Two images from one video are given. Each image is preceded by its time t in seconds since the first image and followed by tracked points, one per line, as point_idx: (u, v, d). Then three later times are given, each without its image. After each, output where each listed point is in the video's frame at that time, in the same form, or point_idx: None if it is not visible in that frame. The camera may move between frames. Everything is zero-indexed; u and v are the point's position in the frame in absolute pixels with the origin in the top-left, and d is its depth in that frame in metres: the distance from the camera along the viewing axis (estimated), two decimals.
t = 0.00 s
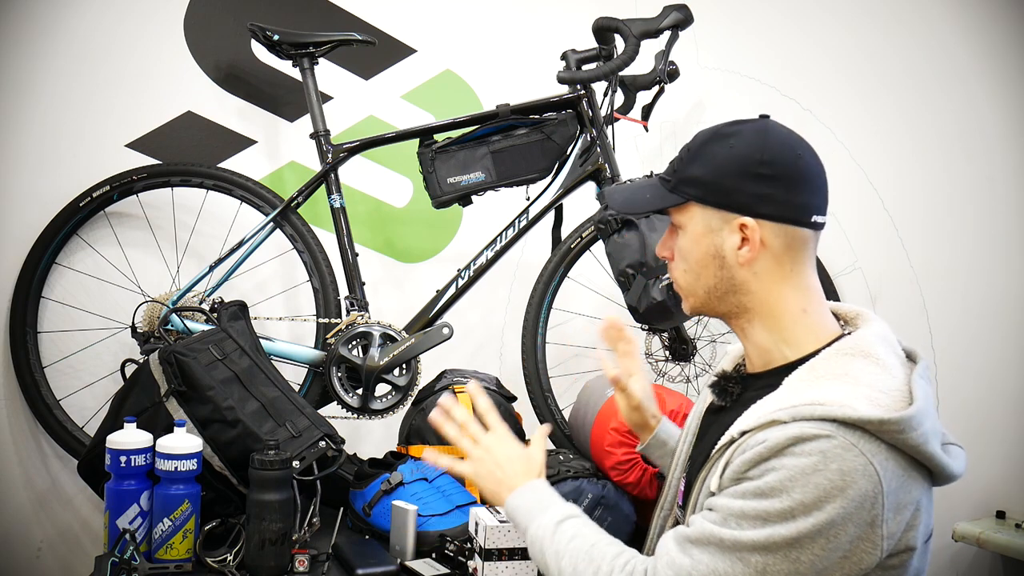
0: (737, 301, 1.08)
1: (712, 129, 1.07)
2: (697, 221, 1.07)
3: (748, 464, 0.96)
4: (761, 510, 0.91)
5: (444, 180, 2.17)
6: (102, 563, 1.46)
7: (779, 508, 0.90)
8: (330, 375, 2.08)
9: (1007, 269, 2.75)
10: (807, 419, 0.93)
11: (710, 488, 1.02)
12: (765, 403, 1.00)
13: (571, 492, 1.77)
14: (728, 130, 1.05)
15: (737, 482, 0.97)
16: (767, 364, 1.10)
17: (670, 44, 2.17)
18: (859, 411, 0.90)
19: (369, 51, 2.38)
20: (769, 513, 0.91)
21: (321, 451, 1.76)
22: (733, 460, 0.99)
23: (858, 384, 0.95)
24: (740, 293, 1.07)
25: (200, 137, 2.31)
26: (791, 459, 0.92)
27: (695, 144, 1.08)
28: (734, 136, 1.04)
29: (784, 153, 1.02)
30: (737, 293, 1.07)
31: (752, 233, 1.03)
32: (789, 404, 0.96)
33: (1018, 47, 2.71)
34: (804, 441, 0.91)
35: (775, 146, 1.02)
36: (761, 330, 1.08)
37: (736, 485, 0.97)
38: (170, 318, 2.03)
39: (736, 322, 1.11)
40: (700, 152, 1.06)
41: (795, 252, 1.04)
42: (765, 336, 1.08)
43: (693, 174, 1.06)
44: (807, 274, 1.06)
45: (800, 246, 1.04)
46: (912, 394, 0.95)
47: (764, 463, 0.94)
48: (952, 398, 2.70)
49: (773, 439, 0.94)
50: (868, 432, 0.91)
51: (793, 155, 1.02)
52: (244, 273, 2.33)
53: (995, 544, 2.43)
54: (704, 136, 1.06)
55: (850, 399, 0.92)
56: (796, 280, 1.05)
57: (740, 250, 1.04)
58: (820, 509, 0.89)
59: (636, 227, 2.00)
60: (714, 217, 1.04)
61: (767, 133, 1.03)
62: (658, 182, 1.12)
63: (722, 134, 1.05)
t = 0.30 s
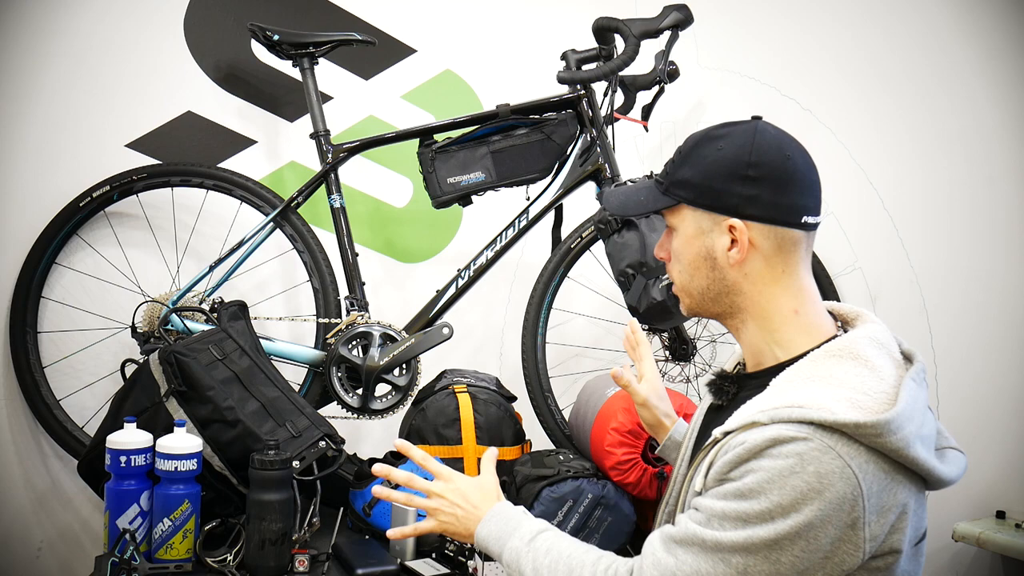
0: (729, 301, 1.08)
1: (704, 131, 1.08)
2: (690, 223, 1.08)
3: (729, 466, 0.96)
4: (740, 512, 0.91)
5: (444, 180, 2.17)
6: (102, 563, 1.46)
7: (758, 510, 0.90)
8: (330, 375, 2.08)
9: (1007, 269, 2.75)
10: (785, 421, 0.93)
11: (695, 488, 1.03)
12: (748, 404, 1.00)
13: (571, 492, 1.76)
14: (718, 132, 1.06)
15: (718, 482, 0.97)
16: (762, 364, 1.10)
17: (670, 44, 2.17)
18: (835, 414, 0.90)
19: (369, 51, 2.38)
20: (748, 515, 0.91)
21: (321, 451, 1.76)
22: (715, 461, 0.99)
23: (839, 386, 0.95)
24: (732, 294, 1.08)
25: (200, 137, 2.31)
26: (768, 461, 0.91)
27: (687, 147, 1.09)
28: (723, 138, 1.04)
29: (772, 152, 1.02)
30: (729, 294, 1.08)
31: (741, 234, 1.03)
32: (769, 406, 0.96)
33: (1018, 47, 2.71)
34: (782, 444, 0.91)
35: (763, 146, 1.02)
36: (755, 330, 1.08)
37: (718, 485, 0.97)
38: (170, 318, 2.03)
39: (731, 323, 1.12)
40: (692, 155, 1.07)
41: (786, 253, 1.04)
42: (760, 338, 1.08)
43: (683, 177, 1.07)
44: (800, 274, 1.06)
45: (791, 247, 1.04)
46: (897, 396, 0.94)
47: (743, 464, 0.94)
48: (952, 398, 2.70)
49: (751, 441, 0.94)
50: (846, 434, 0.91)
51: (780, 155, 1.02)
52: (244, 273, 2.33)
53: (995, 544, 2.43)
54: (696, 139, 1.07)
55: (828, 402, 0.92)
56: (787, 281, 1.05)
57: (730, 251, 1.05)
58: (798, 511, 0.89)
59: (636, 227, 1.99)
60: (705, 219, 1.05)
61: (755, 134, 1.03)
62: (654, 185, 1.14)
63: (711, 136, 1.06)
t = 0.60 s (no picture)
0: (725, 301, 1.09)
1: (704, 131, 1.08)
2: (686, 223, 1.08)
3: (739, 475, 0.95)
4: (759, 523, 0.90)
5: (444, 180, 2.17)
6: (102, 563, 1.46)
7: (776, 519, 0.89)
8: (330, 375, 2.08)
9: (1008, 270, 2.75)
10: (790, 420, 0.94)
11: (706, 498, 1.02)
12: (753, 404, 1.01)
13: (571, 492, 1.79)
14: (718, 131, 1.05)
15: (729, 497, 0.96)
16: (757, 364, 1.10)
17: (670, 44, 2.17)
18: (838, 411, 0.91)
19: (369, 51, 2.38)
20: (767, 526, 0.90)
21: (321, 451, 1.76)
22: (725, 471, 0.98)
23: (839, 382, 0.95)
24: (727, 294, 1.08)
25: (200, 137, 2.31)
26: (775, 465, 0.91)
27: (687, 145, 1.09)
28: (723, 138, 1.04)
29: (771, 154, 1.01)
30: (725, 294, 1.08)
31: (737, 235, 1.04)
32: (773, 404, 0.97)
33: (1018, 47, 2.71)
34: (789, 444, 0.91)
35: (763, 148, 1.02)
36: (750, 330, 1.08)
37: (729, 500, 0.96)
38: (170, 318, 2.03)
39: (727, 324, 1.12)
40: (691, 154, 1.07)
41: (782, 255, 1.04)
42: (755, 337, 1.08)
43: (682, 175, 1.07)
44: (796, 275, 1.06)
45: (786, 249, 1.04)
46: (897, 393, 0.94)
47: (753, 471, 0.94)
48: (952, 398, 2.70)
49: (758, 444, 0.94)
50: (851, 432, 0.91)
51: (780, 157, 1.01)
52: (244, 273, 2.33)
53: (995, 544, 2.42)
54: (696, 138, 1.07)
55: (832, 400, 0.92)
56: (783, 282, 1.05)
57: (726, 251, 1.05)
58: (814, 515, 0.88)
59: (637, 227, 1.99)
60: (701, 219, 1.06)
61: (756, 135, 1.02)
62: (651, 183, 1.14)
63: (712, 135, 1.05)
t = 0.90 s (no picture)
0: (717, 300, 1.09)
1: (707, 129, 1.08)
2: (681, 220, 1.10)
3: (805, 492, 0.92)
4: (860, 533, 0.86)
5: (444, 180, 2.17)
6: (102, 564, 1.46)
7: (873, 522, 0.86)
8: (330, 375, 2.08)
9: (1008, 270, 2.75)
10: (833, 413, 0.93)
11: (760, 517, 0.98)
12: (778, 403, 0.99)
13: (571, 492, 1.78)
14: (719, 130, 1.05)
15: (805, 519, 0.92)
16: (747, 363, 1.10)
17: (670, 44, 2.17)
18: (878, 396, 0.91)
19: (369, 51, 2.38)
20: (867, 532, 0.86)
21: (321, 451, 1.76)
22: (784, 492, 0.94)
23: (860, 366, 0.95)
24: (719, 292, 1.08)
25: (200, 137, 2.31)
26: (844, 468, 0.89)
27: (688, 142, 1.09)
28: (724, 136, 1.04)
29: (770, 157, 1.01)
30: (717, 291, 1.09)
31: (729, 233, 1.04)
32: (804, 398, 0.96)
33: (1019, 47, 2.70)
34: (847, 441, 0.90)
35: (762, 150, 1.01)
36: (741, 329, 1.09)
37: (807, 522, 0.91)
38: (170, 318, 2.03)
39: (720, 322, 1.12)
40: (691, 150, 1.07)
41: (774, 256, 1.04)
42: (748, 336, 1.08)
43: (681, 172, 1.08)
44: (788, 277, 1.06)
45: (779, 251, 1.04)
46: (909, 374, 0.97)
47: (820, 483, 0.91)
48: (952, 398, 2.70)
49: (815, 453, 0.91)
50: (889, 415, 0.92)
51: (779, 160, 1.01)
52: (244, 273, 2.33)
53: (995, 544, 2.42)
54: (697, 135, 1.07)
55: (865, 386, 0.93)
56: (776, 283, 1.05)
57: (719, 248, 1.06)
58: (904, 501, 0.86)
59: (637, 227, 2.00)
60: (696, 215, 1.07)
61: (756, 137, 1.02)
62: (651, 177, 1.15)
63: (713, 133, 1.05)
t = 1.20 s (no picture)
0: (721, 303, 1.09)
1: (703, 132, 1.08)
2: (683, 223, 1.09)
3: (836, 499, 0.91)
4: (896, 536, 0.86)
5: (444, 180, 2.17)
6: (102, 564, 1.46)
7: (908, 524, 0.86)
8: (330, 375, 2.08)
9: (1008, 270, 2.75)
10: (855, 416, 0.93)
11: (784, 523, 0.98)
12: (794, 407, 0.98)
13: (571, 492, 1.78)
14: (718, 133, 1.05)
15: (835, 525, 0.91)
16: (749, 366, 1.10)
17: (670, 44, 2.17)
18: (897, 397, 0.92)
19: (369, 51, 2.38)
20: (903, 535, 0.86)
21: (321, 451, 1.76)
22: (812, 499, 0.93)
23: (873, 367, 0.96)
24: (724, 296, 1.08)
25: (200, 137, 2.31)
26: (873, 472, 0.89)
27: (686, 145, 1.09)
28: (723, 139, 1.04)
29: (771, 157, 1.02)
30: (720, 295, 1.08)
31: (736, 236, 1.04)
32: (822, 402, 0.96)
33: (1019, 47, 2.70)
34: (875, 445, 0.90)
35: (763, 151, 1.02)
36: (744, 332, 1.08)
37: (838, 527, 0.91)
38: (170, 318, 2.03)
39: (721, 326, 1.11)
40: (690, 154, 1.07)
41: (779, 258, 1.04)
42: (751, 339, 1.08)
43: (682, 176, 1.07)
44: (790, 278, 1.06)
45: (783, 252, 1.04)
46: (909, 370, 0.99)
47: (851, 488, 0.90)
48: (951, 398, 2.70)
49: (844, 458, 0.91)
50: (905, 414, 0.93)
51: (780, 161, 1.02)
52: (244, 273, 2.33)
53: (995, 544, 2.43)
54: (696, 138, 1.07)
55: (881, 387, 0.93)
56: (779, 284, 1.06)
57: (724, 252, 1.05)
58: (932, 500, 0.87)
59: (637, 227, 2.00)
60: (700, 219, 1.06)
61: (756, 139, 1.03)
62: (647, 182, 1.14)
63: (711, 137, 1.06)
